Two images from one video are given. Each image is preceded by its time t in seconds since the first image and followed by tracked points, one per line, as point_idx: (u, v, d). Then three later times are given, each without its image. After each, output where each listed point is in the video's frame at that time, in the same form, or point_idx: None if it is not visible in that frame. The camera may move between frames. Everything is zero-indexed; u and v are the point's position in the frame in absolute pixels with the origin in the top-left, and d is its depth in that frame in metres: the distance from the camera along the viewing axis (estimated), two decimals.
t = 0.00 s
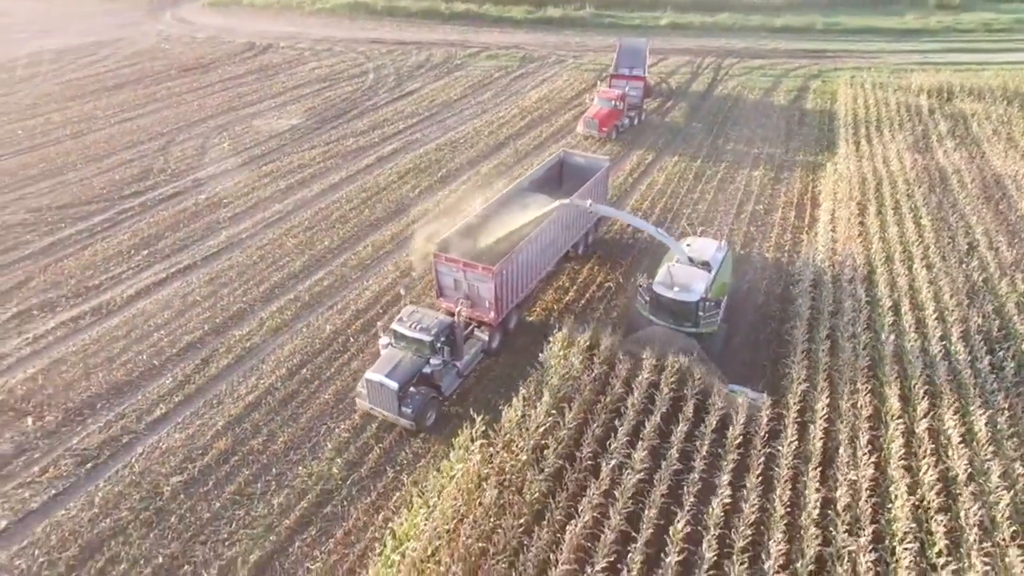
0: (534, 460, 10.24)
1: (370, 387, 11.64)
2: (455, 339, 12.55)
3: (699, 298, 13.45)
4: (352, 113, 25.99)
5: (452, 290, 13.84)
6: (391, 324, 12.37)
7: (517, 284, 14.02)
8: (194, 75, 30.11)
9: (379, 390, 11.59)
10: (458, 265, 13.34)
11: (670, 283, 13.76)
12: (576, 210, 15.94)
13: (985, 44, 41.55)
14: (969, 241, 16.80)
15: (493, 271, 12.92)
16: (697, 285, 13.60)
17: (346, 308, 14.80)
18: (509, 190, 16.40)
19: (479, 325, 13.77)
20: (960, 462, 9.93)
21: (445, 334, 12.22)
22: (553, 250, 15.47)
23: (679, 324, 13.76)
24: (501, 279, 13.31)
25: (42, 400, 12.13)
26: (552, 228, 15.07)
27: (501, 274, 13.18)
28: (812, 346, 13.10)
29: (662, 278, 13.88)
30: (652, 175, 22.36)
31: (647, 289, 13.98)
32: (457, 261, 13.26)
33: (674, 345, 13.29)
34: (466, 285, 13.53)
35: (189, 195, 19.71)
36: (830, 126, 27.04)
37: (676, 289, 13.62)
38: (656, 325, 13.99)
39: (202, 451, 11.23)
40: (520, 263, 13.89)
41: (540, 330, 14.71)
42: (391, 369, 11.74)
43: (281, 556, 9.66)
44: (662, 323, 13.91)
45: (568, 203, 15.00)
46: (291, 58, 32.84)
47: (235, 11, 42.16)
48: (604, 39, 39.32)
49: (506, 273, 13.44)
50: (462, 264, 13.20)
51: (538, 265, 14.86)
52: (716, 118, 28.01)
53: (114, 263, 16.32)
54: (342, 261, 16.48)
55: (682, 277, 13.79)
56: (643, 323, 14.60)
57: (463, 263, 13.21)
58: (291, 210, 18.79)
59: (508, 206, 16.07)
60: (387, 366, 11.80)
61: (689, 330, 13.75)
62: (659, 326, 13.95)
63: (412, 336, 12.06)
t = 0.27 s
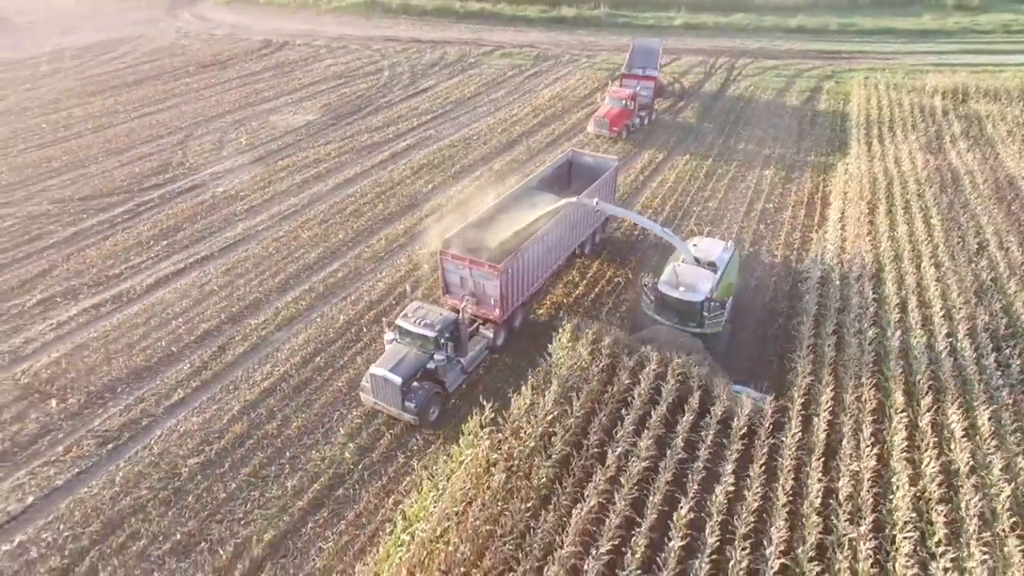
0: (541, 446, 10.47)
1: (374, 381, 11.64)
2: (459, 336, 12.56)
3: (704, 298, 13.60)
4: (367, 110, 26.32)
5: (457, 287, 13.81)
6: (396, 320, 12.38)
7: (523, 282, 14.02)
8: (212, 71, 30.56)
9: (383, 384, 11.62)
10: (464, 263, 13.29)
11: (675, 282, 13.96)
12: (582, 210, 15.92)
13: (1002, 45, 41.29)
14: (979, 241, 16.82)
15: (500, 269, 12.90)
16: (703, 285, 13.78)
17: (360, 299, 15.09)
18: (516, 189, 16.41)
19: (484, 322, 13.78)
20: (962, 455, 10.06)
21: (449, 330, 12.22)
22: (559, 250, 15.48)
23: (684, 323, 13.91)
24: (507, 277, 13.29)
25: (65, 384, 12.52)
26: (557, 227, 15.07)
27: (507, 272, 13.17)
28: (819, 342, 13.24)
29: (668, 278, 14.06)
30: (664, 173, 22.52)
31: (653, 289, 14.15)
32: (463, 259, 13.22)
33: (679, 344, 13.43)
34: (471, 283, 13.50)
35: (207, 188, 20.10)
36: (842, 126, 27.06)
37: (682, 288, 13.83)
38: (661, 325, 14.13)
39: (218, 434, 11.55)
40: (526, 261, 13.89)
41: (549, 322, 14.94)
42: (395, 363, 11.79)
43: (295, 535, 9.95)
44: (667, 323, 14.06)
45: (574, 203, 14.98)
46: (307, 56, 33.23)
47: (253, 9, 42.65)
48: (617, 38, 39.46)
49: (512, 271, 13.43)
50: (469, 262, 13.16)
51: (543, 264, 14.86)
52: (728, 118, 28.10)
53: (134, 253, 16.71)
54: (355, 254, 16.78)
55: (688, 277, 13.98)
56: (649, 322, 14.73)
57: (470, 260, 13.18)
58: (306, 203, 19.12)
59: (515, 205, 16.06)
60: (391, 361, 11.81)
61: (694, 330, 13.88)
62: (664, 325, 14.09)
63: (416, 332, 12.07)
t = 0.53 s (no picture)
0: (547, 431, 10.74)
1: (376, 375, 11.75)
2: (461, 333, 12.64)
3: (705, 298, 13.48)
4: (379, 106, 26.68)
5: (461, 284, 13.95)
6: (399, 315, 12.47)
7: (526, 280, 14.14)
8: (226, 68, 31.01)
9: (385, 379, 11.69)
10: (467, 261, 13.43)
11: (676, 282, 13.81)
12: (586, 210, 16.02)
13: (1014, 46, 41.18)
14: (984, 238, 16.93)
15: (503, 266, 13.02)
16: (703, 285, 13.62)
17: (371, 289, 15.42)
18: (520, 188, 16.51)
19: (486, 320, 13.88)
20: (958, 444, 10.27)
21: (451, 327, 12.31)
22: (563, 249, 15.59)
23: (685, 322, 13.82)
24: (510, 275, 13.41)
25: (85, 368, 12.94)
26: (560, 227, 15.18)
27: (510, 270, 13.28)
28: (821, 335, 13.44)
29: (669, 277, 13.90)
30: (672, 171, 22.75)
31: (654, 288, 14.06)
32: (466, 256, 13.36)
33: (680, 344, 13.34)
34: (475, 280, 13.61)
35: (222, 181, 20.50)
36: (850, 126, 27.16)
37: (682, 288, 13.69)
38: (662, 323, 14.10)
39: (233, 418, 11.89)
40: (529, 260, 14.00)
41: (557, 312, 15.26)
42: (397, 359, 11.85)
43: (306, 514, 10.26)
44: (668, 321, 14.01)
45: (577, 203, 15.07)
46: (320, 53, 33.63)
47: (266, 7, 43.15)
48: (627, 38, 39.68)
49: (516, 270, 13.54)
50: (472, 260, 13.30)
51: (547, 262, 14.98)
52: (736, 117, 28.27)
53: (151, 243, 17.11)
54: (367, 246, 17.12)
55: (689, 276, 13.82)
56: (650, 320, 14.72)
57: (473, 258, 13.31)
58: (319, 197, 19.47)
59: (518, 204, 16.19)
60: (393, 356, 11.91)
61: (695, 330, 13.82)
62: (665, 324, 14.06)
63: (419, 328, 12.16)
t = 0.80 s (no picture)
0: (549, 417, 11.02)
1: (375, 370, 11.89)
2: (458, 329, 12.74)
3: (700, 296, 13.45)
4: (385, 104, 27.01)
5: (459, 281, 13.96)
6: (398, 311, 12.58)
7: (524, 277, 14.16)
8: (235, 66, 31.40)
9: (383, 374, 11.85)
10: (466, 257, 13.47)
11: (671, 280, 13.80)
12: (586, 208, 16.04)
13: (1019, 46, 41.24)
14: (983, 234, 17.13)
15: (500, 263, 13.05)
16: (699, 283, 13.60)
17: (378, 282, 15.73)
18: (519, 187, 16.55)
19: (484, 316, 13.91)
20: (951, 432, 10.52)
21: (449, 324, 12.40)
22: (562, 246, 15.60)
23: (679, 321, 13.78)
24: (507, 272, 13.45)
25: (100, 355, 13.28)
26: (559, 225, 15.19)
27: (508, 267, 13.31)
28: (819, 326, 13.68)
29: (664, 275, 13.93)
30: (674, 168, 23.01)
31: (649, 286, 14.02)
32: (464, 253, 13.39)
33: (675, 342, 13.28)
34: (473, 277, 13.66)
35: (232, 176, 20.86)
36: (853, 124, 27.34)
37: (677, 286, 13.66)
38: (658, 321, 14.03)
39: (243, 403, 12.21)
40: (527, 257, 14.01)
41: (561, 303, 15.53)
42: (395, 354, 11.99)
43: (314, 495, 10.56)
44: (663, 320, 13.95)
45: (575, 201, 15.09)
46: (328, 52, 33.98)
47: (274, 6, 43.52)
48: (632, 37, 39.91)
49: (513, 266, 13.58)
50: (470, 256, 13.33)
51: (546, 260, 14.99)
52: (739, 116, 28.49)
53: (163, 236, 17.47)
54: (373, 239, 17.42)
55: (684, 275, 13.81)
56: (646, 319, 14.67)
57: (471, 254, 13.34)
58: (326, 192, 19.80)
59: (517, 202, 16.23)
60: (391, 351, 12.03)
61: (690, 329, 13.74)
62: (661, 322, 14.00)
63: (417, 324, 12.27)
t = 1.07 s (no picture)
0: (549, 405, 11.27)
1: (371, 366, 11.98)
2: (454, 325, 12.82)
3: (694, 293, 13.29)
4: (389, 102, 27.26)
5: (455, 278, 14.08)
6: (394, 308, 12.66)
7: (520, 274, 14.28)
8: (239, 65, 31.67)
9: (379, 370, 11.95)
10: (462, 254, 13.58)
11: (666, 277, 13.64)
12: (582, 205, 16.10)
13: (1019, 45, 41.42)
14: (978, 229, 17.35)
15: (496, 259, 13.21)
16: (693, 281, 13.46)
17: (382, 275, 15.99)
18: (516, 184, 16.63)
19: (480, 313, 14.01)
20: (942, 421, 10.76)
21: (444, 320, 12.46)
22: (558, 243, 15.64)
23: (673, 318, 13.60)
24: (503, 269, 13.59)
25: (109, 346, 13.56)
26: (556, 222, 15.24)
27: (503, 264, 13.47)
28: (815, 319, 13.92)
29: (659, 272, 13.77)
30: (674, 165, 23.25)
31: (643, 284, 13.84)
32: (460, 250, 13.52)
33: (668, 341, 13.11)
34: (468, 274, 13.79)
35: (237, 172, 21.13)
36: (852, 122, 27.54)
37: (672, 283, 13.49)
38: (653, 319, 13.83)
39: (250, 392, 12.48)
40: (523, 253, 14.10)
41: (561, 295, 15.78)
42: (391, 350, 12.09)
43: (320, 481, 10.80)
44: (658, 318, 13.77)
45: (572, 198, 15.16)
46: (331, 50, 34.26)
47: (277, 5, 43.82)
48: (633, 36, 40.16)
49: (509, 263, 13.71)
50: (466, 253, 13.45)
51: (542, 257, 15.05)
52: (740, 115, 28.72)
53: (170, 230, 17.74)
54: (377, 234, 17.68)
55: (679, 272, 13.66)
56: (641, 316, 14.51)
57: (467, 252, 13.47)
58: (330, 188, 20.06)
59: (514, 200, 16.30)
60: (387, 347, 12.15)
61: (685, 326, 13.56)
62: (655, 320, 13.81)
63: (412, 320, 12.36)
